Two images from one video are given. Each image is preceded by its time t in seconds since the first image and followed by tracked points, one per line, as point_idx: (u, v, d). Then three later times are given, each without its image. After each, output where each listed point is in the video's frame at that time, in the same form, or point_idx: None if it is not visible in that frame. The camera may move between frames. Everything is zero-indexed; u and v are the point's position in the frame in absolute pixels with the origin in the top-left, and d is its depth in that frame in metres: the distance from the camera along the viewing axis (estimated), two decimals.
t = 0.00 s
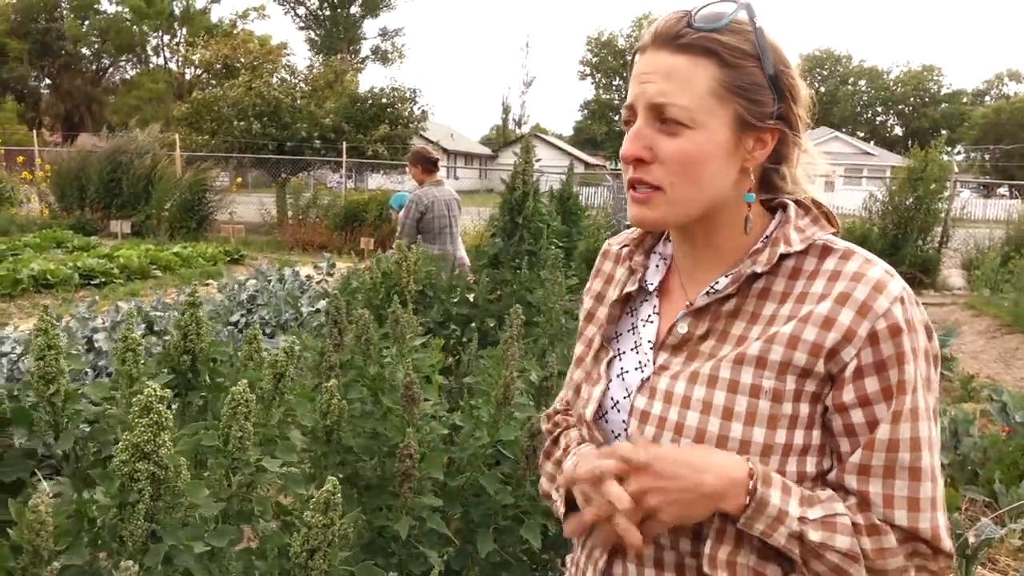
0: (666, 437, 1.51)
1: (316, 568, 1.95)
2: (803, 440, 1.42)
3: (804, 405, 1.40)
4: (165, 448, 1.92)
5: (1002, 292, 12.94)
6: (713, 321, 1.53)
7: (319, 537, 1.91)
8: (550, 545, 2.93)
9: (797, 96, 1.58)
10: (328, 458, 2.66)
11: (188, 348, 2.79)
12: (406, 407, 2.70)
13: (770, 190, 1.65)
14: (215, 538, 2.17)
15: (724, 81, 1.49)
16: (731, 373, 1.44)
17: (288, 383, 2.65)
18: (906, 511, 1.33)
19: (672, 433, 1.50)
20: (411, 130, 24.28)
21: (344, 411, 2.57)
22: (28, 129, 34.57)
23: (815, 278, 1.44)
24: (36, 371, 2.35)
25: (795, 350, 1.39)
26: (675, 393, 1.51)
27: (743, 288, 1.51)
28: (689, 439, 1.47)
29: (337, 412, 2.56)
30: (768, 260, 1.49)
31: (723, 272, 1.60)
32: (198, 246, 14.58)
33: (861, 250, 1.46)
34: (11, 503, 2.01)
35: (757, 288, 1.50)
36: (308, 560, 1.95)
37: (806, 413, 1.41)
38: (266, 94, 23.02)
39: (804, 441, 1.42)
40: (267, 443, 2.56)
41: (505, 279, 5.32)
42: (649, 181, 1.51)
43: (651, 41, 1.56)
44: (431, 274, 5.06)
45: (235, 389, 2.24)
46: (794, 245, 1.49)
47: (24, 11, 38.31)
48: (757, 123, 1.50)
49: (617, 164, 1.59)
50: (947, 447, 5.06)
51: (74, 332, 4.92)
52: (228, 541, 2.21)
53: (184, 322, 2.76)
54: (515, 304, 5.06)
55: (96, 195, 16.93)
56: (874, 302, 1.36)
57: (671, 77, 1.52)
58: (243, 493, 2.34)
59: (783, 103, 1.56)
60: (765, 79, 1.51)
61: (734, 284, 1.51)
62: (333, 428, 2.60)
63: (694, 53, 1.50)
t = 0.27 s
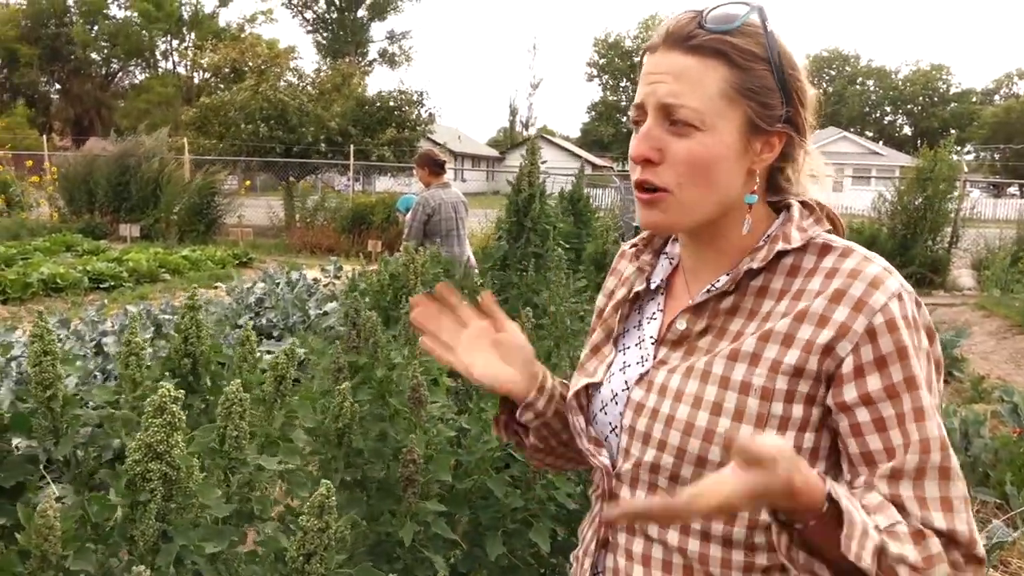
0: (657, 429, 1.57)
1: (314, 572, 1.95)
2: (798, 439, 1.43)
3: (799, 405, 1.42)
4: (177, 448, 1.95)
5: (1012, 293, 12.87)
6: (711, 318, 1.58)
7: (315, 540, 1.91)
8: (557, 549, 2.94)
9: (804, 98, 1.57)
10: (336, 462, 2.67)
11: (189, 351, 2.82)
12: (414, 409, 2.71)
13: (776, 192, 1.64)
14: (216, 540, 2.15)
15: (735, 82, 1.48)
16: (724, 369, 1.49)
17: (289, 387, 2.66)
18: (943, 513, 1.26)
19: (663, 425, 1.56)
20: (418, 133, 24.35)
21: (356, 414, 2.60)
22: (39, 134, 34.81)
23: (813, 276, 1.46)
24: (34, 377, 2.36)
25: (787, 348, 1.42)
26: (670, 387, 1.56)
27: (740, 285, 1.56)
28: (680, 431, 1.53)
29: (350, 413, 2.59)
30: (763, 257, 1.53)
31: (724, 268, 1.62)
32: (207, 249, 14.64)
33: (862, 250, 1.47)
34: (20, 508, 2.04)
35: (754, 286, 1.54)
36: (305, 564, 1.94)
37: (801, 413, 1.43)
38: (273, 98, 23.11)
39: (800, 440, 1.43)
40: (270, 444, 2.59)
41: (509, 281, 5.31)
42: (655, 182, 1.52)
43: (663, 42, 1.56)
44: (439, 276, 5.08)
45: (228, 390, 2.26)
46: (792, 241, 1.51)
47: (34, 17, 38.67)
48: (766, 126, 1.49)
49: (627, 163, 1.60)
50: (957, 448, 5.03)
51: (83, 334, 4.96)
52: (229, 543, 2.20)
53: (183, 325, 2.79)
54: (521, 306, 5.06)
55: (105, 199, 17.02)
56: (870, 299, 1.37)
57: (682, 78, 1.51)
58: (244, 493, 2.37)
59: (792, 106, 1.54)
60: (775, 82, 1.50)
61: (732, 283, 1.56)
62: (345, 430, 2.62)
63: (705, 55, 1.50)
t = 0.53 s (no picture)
0: (655, 430, 1.57)
1: None
2: (792, 441, 1.44)
3: (794, 406, 1.44)
4: (166, 452, 1.99)
5: None
6: (710, 319, 1.58)
7: (320, 547, 1.91)
8: (567, 552, 2.93)
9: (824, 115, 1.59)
10: (344, 465, 2.69)
11: (193, 354, 2.85)
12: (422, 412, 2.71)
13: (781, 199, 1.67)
14: (224, 544, 2.24)
15: (789, 104, 1.49)
16: (722, 370, 1.50)
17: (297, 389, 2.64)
18: (904, 518, 1.33)
19: (662, 426, 1.56)
20: (428, 136, 24.39)
21: (362, 417, 2.62)
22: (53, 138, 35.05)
23: (811, 279, 1.48)
24: (47, 378, 2.36)
25: (784, 351, 1.44)
26: (669, 387, 1.57)
27: (739, 286, 1.56)
28: (678, 432, 1.53)
29: (357, 417, 2.61)
30: (763, 260, 1.53)
31: (727, 270, 1.62)
32: (218, 252, 14.70)
33: (857, 254, 1.49)
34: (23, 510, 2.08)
35: (754, 288, 1.54)
36: (311, 571, 1.94)
37: (797, 414, 1.44)
38: (283, 101, 23.22)
39: (794, 442, 1.44)
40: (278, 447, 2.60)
41: (512, 282, 5.30)
42: (702, 190, 1.52)
43: (723, 48, 1.50)
44: (448, 279, 5.08)
45: (239, 394, 2.26)
46: (791, 244, 1.52)
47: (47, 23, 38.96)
48: (801, 147, 1.52)
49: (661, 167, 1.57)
50: (970, 451, 4.98)
51: (95, 337, 4.97)
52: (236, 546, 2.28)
53: (190, 328, 2.82)
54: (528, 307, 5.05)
55: (117, 202, 17.12)
56: (866, 304, 1.38)
57: (740, 92, 1.49)
58: (252, 497, 2.37)
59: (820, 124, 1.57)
60: (815, 102, 1.52)
61: (733, 285, 1.56)
62: (351, 434, 2.64)
63: (765, 72, 1.48)
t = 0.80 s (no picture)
0: (665, 429, 1.56)
1: None
2: (804, 442, 1.43)
3: (805, 406, 1.43)
4: (164, 457, 2.01)
5: None
6: (720, 321, 1.58)
7: (333, 546, 1.91)
8: (572, 554, 2.94)
9: (830, 113, 1.58)
10: (348, 465, 2.72)
11: (195, 357, 2.87)
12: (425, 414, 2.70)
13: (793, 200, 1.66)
14: (231, 544, 2.26)
15: (781, 106, 1.50)
16: (731, 369, 1.49)
17: (302, 391, 2.67)
18: (924, 522, 1.30)
19: (671, 426, 1.55)
20: (437, 138, 24.43)
21: (362, 418, 2.66)
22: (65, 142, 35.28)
23: (822, 280, 1.47)
24: (50, 382, 2.40)
25: (795, 350, 1.43)
26: (679, 387, 1.56)
27: (750, 288, 1.55)
28: (688, 432, 1.52)
29: (357, 418, 2.65)
30: (774, 262, 1.53)
31: (738, 272, 1.62)
32: (228, 255, 14.75)
33: (869, 255, 1.48)
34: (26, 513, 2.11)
35: (764, 289, 1.54)
36: (322, 571, 1.95)
37: (808, 415, 1.43)
38: (293, 104, 23.31)
39: (804, 443, 1.44)
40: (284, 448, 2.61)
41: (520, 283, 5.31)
42: (696, 195, 1.54)
43: (710, 58, 1.53)
44: (455, 281, 5.08)
45: (249, 397, 2.27)
46: (803, 245, 1.51)
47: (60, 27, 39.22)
48: (801, 148, 1.52)
49: (660, 172, 1.60)
50: (982, 454, 4.94)
51: (106, 340, 4.99)
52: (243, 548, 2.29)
53: (190, 330, 2.85)
54: (535, 309, 5.05)
55: (128, 205, 17.22)
56: (876, 303, 1.38)
57: (730, 97, 1.51)
58: (260, 499, 2.38)
59: (823, 125, 1.57)
60: (813, 102, 1.52)
61: (742, 287, 1.56)
62: (352, 435, 2.68)
63: (757, 75, 1.49)
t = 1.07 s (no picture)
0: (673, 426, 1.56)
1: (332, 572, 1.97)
2: (811, 440, 1.42)
3: (813, 404, 1.42)
4: (183, 449, 2.03)
5: None
6: (730, 318, 1.57)
7: (334, 540, 1.92)
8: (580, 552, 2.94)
9: (835, 106, 1.58)
10: (355, 462, 2.71)
11: (205, 353, 2.86)
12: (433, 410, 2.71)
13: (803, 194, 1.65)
14: (235, 540, 2.25)
15: (779, 95, 1.49)
16: (740, 366, 1.48)
17: (307, 387, 2.70)
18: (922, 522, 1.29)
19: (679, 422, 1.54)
20: (446, 137, 24.44)
21: (370, 414, 2.64)
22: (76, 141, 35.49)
23: (831, 277, 1.46)
24: (58, 377, 2.41)
25: (803, 347, 1.42)
26: (687, 384, 1.56)
27: (760, 285, 1.54)
28: (696, 428, 1.51)
29: (363, 413, 2.64)
30: (783, 258, 1.52)
31: (748, 269, 1.62)
32: (238, 253, 14.80)
33: (880, 252, 1.46)
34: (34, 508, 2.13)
35: (774, 285, 1.53)
36: (325, 564, 1.96)
37: (816, 412, 1.42)
38: (303, 103, 23.35)
39: (812, 441, 1.42)
40: (288, 444, 2.64)
41: (532, 281, 5.31)
42: (698, 188, 1.53)
43: (705, 52, 1.54)
44: (464, 278, 5.07)
45: (245, 391, 2.31)
46: (813, 242, 1.50)
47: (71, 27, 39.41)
48: (803, 137, 1.51)
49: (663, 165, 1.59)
50: (995, 453, 4.90)
51: (115, 337, 5.01)
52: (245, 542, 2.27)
53: (201, 327, 2.85)
54: (544, 306, 5.04)
55: (138, 203, 17.30)
56: (885, 302, 1.36)
57: (728, 86, 1.50)
58: (260, 492, 2.38)
59: (826, 117, 1.56)
60: (813, 92, 1.52)
61: (753, 283, 1.54)
62: (358, 431, 2.67)
63: (753, 65, 1.50)
